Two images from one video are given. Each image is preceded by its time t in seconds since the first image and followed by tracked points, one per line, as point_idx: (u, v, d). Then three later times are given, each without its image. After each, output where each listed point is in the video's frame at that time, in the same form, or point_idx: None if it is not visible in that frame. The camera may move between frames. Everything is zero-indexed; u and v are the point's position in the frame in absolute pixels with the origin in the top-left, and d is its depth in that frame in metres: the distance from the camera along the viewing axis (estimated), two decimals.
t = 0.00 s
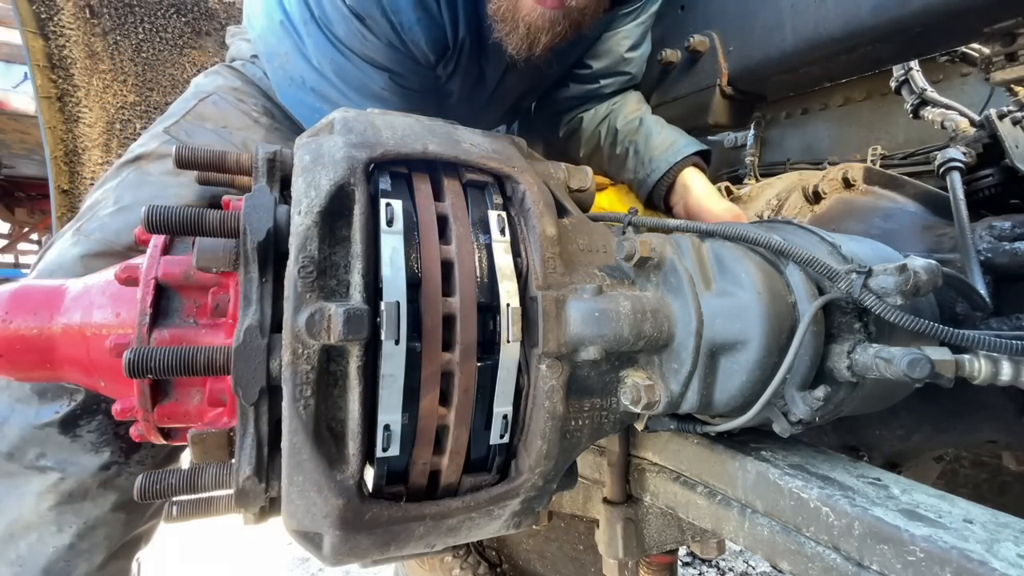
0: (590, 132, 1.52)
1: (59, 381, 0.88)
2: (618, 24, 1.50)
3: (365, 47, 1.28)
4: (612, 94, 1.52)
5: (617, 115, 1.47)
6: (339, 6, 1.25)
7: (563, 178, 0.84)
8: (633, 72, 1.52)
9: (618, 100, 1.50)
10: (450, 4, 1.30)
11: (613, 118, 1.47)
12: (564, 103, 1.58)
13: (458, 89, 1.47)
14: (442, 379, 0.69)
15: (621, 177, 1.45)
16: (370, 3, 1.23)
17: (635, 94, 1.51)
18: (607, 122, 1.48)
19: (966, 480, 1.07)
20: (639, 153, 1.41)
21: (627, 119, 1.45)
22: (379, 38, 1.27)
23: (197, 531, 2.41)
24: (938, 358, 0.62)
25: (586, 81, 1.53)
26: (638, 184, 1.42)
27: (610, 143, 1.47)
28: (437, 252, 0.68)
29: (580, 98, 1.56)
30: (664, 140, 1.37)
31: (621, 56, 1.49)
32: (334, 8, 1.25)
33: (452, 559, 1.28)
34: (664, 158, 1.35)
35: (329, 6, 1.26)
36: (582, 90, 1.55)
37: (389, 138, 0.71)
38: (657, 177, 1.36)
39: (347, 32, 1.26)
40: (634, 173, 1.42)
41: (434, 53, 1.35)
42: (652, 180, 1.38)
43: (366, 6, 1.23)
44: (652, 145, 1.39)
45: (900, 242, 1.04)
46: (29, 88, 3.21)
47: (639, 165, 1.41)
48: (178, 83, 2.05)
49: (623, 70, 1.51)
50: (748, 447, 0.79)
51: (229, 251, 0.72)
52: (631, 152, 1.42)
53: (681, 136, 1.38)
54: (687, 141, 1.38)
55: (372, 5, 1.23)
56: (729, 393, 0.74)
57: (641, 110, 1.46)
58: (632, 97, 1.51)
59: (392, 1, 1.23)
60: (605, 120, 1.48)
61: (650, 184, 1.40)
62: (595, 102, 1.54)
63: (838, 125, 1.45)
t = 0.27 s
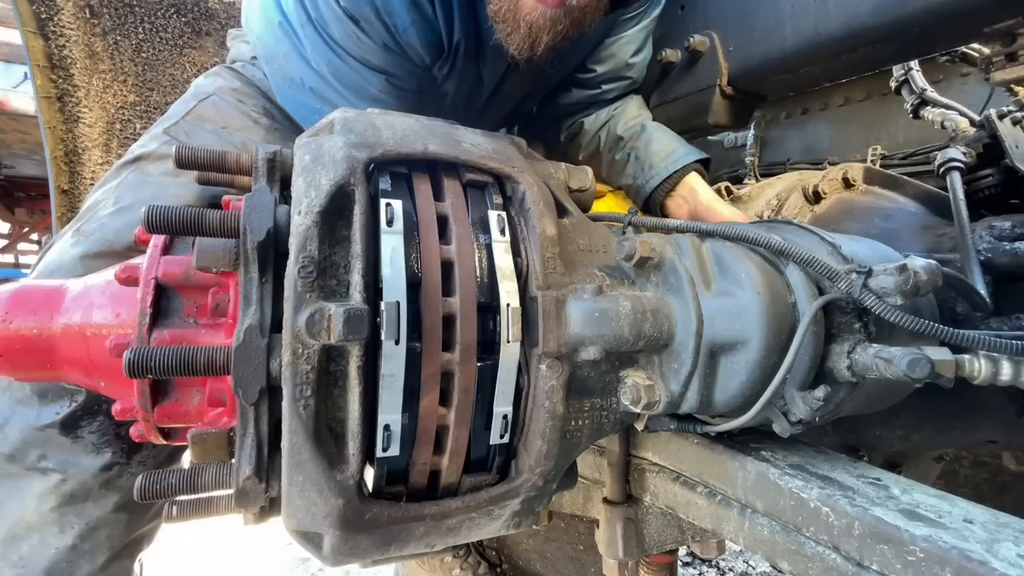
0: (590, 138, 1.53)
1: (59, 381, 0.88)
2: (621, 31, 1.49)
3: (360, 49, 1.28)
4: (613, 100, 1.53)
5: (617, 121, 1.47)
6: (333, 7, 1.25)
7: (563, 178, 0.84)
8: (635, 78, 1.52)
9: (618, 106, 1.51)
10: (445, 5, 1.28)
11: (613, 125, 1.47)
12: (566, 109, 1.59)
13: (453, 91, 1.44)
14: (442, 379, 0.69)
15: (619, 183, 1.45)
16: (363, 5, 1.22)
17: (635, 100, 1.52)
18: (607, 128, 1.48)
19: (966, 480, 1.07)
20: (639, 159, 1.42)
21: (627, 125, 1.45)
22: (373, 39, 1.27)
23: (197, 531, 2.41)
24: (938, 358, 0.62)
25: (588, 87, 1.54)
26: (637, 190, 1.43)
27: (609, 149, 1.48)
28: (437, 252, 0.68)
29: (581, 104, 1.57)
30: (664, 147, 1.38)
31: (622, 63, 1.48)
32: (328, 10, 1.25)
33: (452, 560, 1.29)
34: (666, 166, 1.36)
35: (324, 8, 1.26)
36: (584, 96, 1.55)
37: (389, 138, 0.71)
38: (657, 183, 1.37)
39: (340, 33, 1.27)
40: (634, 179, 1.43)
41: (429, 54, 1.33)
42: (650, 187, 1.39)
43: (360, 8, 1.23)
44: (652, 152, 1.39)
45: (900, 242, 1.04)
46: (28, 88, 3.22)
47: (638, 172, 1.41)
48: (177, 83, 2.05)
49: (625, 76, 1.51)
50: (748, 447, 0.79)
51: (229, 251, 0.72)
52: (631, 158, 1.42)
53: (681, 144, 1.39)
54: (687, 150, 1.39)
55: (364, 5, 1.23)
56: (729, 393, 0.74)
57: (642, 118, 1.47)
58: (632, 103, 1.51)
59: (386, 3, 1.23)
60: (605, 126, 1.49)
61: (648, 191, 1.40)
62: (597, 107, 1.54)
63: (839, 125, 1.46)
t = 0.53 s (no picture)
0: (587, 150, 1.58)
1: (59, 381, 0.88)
2: (623, 42, 1.51)
3: (358, 48, 1.29)
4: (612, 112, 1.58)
5: (614, 137, 1.52)
6: (331, 8, 1.26)
7: (562, 178, 0.84)
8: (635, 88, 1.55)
9: (616, 121, 1.56)
10: (440, 8, 1.28)
11: (609, 141, 1.53)
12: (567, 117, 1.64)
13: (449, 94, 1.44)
14: (442, 379, 0.69)
15: (610, 199, 1.51)
16: (360, 5, 1.23)
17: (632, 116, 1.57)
18: (603, 144, 1.53)
19: (966, 480, 1.07)
20: (631, 177, 1.47)
21: (622, 143, 1.51)
22: (370, 39, 1.28)
23: (197, 531, 2.41)
24: (938, 358, 0.62)
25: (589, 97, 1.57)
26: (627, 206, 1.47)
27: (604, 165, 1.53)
28: (437, 252, 0.68)
29: (581, 113, 1.62)
30: (655, 169, 1.41)
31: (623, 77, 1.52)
32: (326, 9, 1.26)
33: (451, 559, 1.29)
34: (654, 187, 1.40)
35: (322, 7, 1.27)
36: (585, 105, 1.59)
37: (389, 138, 0.71)
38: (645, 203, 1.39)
39: (339, 32, 1.28)
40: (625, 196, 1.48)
41: (425, 58, 1.33)
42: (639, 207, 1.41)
43: (357, 9, 1.24)
44: (643, 171, 1.44)
45: (900, 242, 1.04)
46: (28, 88, 3.22)
47: (629, 188, 1.46)
48: (177, 83, 2.05)
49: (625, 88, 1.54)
50: (748, 447, 0.79)
51: (229, 251, 0.72)
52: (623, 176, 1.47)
53: (671, 166, 1.41)
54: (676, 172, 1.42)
55: (360, 4, 1.23)
56: (729, 394, 0.74)
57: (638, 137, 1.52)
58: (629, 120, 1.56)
59: (382, 4, 1.24)
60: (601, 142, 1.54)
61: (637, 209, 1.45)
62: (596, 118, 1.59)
63: (840, 125, 1.47)
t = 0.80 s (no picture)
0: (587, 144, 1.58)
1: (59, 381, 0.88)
2: (623, 34, 1.52)
3: (357, 52, 1.29)
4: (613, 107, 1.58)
5: (615, 129, 1.53)
6: (331, 11, 1.26)
7: (562, 178, 0.84)
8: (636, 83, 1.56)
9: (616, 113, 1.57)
10: (444, 12, 1.28)
11: (609, 133, 1.53)
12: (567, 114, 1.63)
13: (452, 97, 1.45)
14: (442, 379, 0.69)
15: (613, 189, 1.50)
16: (361, 9, 1.24)
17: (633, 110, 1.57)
18: (604, 135, 1.54)
19: (966, 480, 1.07)
20: (633, 166, 1.46)
21: (623, 134, 1.51)
22: (371, 44, 1.29)
23: (197, 531, 2.41)
24: (938, 358, 0.62)
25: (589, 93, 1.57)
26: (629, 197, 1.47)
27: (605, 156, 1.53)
28: (437, 252, 0.68)
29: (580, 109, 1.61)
30: (657, 157, 1.41)
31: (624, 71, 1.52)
32: (326, 13, 1.26)
33: (451, 559, 1.29)
34: (656, 174, 1.39)
35: (322, 12, 1.27)
36: (585, 101, 1.59)
37: (389, 138, 0.71)
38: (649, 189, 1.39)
39: (339, 37, 1.28)
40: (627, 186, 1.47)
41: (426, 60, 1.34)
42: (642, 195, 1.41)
43: (359, 13, 1.25)
44: (645, 160, 1.44)
45: (900, 242, 1.04)
46: (28, 88, 3.22)
47: (631, 178, 1.45)
48: (177, 83, 2.05)
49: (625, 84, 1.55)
50: (748, 447, 0.79)
51: (229, 251, 0.72)
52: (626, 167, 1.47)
53: (673, 155, 1.41)
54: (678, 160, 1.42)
55: (363, 9, 1.25)
56: (729, 393, 0.74)
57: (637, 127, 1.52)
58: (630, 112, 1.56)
59: (384, 7, 1.25)
60: (602, 133, 1.54)
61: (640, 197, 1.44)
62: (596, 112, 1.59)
63: (839, 126, 1.46)
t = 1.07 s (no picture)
0: (565, 103, 1.45)
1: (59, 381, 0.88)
2: None
3: (355, 42, 1.27)
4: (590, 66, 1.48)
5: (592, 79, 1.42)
6: (326, 4, 1.25)
7: (562, 178, 0.84)
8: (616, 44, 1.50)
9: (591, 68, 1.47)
10: None
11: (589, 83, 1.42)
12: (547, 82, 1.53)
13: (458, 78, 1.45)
14: (442, 379, 0.69)
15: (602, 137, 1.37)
16: None
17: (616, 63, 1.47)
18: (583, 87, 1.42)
19: (966, 480, 1.07)
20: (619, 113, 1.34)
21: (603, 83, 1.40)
22: (370, 32, 1.27)
23: (198, 531, 2.41)
24: (938, 359, 0.62)
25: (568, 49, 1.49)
26: (623, 145, 1.34)
27: (586, 108, 1.40)
28: (437, 252, 0.68)
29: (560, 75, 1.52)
30: (644, 95, 1.32)
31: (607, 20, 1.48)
32: (321, 8, 1.26)
33: (451, 559, 1.29)
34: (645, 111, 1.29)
35: (316, 6, 1.26)
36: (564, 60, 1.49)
37: (389, 138, 0.71)
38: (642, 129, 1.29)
39: (335, 29, 1.26)
40: (616, 135, 1.35)
41: (427, 42, 1.32)
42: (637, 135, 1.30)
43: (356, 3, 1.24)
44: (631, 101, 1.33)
45: (900, 242, 1.04)
46: (28, 88, 3.22)
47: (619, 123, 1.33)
48: (177, 83, 2.06)
49: (607, 36, 1.49)
50: (748, 447, 0.79)
51: (230, 251, 0.72)
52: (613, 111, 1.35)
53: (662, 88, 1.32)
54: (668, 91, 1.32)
55: None
56: (729, 394, 0.74)
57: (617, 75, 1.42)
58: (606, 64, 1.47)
59: None
60: (581, 86, 1.43)
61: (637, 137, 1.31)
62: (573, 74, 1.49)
63: (839, 125, 1.46)
